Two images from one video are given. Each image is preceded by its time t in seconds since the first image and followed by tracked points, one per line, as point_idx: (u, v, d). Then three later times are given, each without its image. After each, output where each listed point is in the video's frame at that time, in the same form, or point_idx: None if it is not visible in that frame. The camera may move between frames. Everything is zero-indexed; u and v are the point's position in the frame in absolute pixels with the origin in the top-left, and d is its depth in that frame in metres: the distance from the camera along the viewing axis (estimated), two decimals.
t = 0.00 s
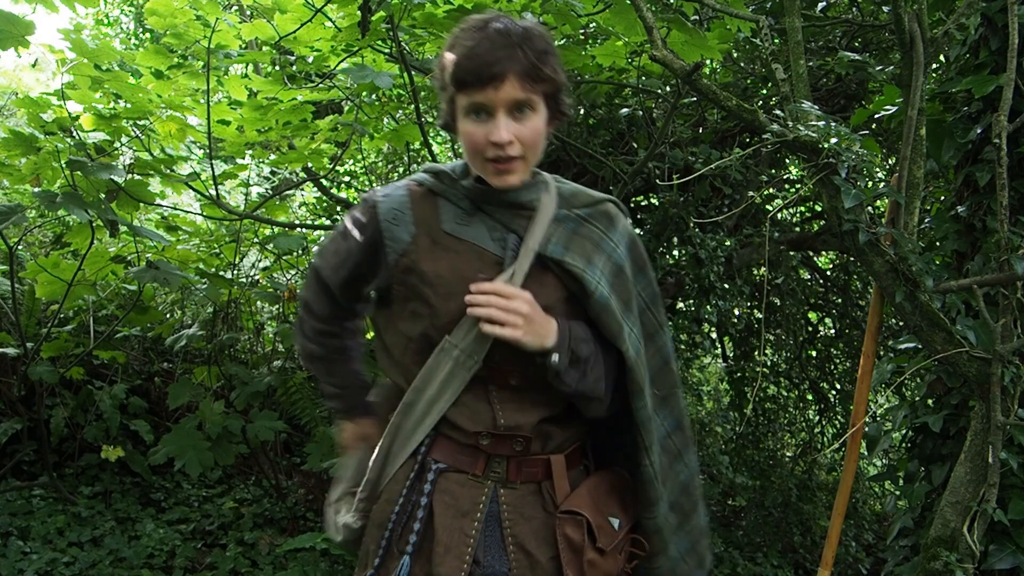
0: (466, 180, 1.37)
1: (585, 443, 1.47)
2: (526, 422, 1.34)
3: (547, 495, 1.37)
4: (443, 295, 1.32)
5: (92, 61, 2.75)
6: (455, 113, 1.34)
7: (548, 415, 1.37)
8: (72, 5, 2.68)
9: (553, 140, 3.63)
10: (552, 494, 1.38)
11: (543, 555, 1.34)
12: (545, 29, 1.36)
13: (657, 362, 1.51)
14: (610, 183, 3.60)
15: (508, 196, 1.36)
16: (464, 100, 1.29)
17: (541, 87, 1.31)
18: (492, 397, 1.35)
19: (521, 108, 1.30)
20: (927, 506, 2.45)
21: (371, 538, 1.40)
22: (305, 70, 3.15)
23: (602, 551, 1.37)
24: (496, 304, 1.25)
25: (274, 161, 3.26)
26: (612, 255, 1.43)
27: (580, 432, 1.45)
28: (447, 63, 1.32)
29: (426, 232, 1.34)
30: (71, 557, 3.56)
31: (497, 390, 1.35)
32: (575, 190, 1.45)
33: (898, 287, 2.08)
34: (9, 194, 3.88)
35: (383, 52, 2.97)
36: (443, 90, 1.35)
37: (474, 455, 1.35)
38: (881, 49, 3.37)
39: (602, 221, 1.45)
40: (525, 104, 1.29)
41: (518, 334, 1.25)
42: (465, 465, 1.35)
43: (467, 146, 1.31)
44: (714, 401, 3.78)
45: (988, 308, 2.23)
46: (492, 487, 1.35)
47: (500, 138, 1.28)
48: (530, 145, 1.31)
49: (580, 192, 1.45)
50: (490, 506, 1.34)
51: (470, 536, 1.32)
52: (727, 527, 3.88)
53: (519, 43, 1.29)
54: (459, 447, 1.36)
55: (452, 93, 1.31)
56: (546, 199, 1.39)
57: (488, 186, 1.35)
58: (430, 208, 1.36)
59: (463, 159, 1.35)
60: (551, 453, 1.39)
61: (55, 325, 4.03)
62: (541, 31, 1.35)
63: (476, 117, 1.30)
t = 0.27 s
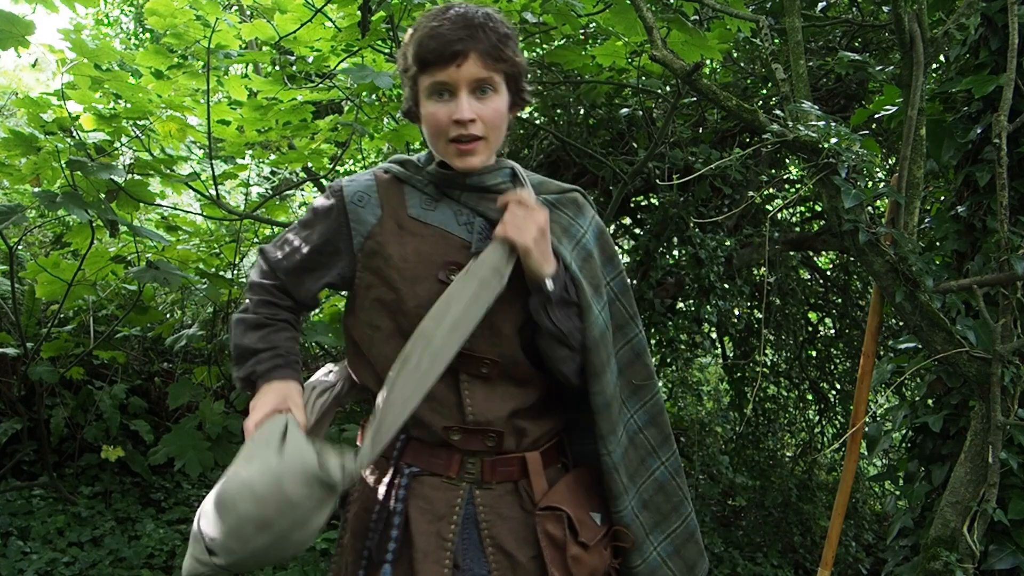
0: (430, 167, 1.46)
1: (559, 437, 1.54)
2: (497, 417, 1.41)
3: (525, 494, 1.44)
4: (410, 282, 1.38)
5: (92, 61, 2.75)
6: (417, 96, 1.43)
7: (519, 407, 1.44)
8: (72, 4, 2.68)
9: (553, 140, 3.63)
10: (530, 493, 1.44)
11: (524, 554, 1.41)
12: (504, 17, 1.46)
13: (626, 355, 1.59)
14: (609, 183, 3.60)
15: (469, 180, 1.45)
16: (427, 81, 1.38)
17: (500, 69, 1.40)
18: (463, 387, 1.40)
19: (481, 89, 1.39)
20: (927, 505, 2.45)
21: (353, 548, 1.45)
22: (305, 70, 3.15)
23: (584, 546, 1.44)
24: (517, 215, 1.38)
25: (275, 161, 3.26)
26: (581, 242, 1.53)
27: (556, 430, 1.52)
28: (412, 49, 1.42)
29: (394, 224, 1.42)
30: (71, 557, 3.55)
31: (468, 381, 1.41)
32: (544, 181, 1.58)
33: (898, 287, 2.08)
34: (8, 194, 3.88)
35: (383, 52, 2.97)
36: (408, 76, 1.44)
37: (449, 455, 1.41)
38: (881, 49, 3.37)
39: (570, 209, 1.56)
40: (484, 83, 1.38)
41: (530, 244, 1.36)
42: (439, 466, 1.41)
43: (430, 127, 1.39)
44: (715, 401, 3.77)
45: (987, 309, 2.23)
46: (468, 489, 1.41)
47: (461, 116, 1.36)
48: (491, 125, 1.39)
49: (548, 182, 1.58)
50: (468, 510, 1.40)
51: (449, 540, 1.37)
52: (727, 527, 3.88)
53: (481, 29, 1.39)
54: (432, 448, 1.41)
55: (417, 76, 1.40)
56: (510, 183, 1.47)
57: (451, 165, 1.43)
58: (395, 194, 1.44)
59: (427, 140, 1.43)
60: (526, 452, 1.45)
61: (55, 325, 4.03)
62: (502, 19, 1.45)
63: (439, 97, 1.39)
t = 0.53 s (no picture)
0: (421, 161, 1.45)
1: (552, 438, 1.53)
2: (487, 415, 1.39)
3: (513, 497, 1.43)
4: (403, 275, 1.36)
5: (92, 61, 2.75)
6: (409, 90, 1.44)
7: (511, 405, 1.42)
8: (72, 4, 2.67)
9: (553, 140, 3.63)
10: (518, 497, 1.43)
11: (511, 558, 1.41)
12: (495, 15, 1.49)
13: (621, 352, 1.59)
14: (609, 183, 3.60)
15: (461, 170, 1.44)
16: (418, 73, 1.40)
17: (491, 62, 1.42)
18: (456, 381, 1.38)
19: (473, 81, 1.40)
20: (927, 505, 2.45)
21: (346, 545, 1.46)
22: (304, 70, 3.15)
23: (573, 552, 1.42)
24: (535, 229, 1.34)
25: (275, 161, 3.26)
26: (573, 238, 1.54)
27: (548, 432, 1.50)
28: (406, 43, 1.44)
29: (386, 217, 1.39)
30: (71, 557, 3.56)
31: (460, 375, 1.38)
32: (534, 180, 1.57)
33: (898, 287, 2.08)
34: (8, 194, 3.88)
35: (383, 52, 2.97)
36: (401, 71, 1.46)
37: (439, 456, 1.39)
38: (881, 49, 3.37)
39: (561, 205, 1.56)
40: (476, 75, 1.40)
41: (541, 251, 1.34)
42: (427, 468, 1.39)
43: (421, 117, 1.40)
44: (715, 401, 3.77)
45: (987, 308, 2.23)
46: (457, 491, 1.40)
47: (452, 105, 1.37)
48: (482, 116, 1.40)
49: (537, 181, 1.57)
50: (453, 514, 1.40)
51: (436, 544, 1.38)
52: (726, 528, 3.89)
53: (473, 24, 1.42)
54: (420, 448, 1.39)
55: (409, 67, 1.42)
56: (501, 177, 1.47)
57: (441, 156, 1.43)
58: (387, 189, 1.42)
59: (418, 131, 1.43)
60: (516, 456, 1.44)
61: (55, 325, 4.03)
62: (494, 18, 1.48)
63: (430, 88, 1.40)
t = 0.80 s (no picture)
0: (416, 167, 1.42)
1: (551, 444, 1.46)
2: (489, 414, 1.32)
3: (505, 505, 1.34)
4: (405, 278, 1.32)
5: (92, 60, 2.75)
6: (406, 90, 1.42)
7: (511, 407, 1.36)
8: (72, 4, 2.67)
9: (553, 140, 3.63)
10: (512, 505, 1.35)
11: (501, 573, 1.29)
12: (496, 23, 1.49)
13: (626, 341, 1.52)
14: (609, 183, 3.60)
15: (456, 170, 1.40)
16: (416, 71, 1.38)
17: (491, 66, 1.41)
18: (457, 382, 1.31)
19: (470, 80, 1.38)
20: (927, 505, 2.45)
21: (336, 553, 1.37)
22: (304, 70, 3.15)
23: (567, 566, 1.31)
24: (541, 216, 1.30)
25: (275, 161, 3.26)
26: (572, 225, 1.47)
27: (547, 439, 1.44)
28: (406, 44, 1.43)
29: (384, 224, 1.36)
30: (71, 557, 3.55)
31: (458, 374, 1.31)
32: (525, 181, 1.53)
33: (898, 287, 2.08)
34: (9, 194, 3.88)
35: (383, 52, 2.97)
36: (398, 70, 1.44)
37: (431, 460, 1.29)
38: (881, 49, 3.37)
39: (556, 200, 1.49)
40: (475, 75, 1.38)
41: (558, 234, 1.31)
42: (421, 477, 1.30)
43: (417, 116, 1.38)
44: (715, 401, 3.77)
45: (987, 308, 2.23)
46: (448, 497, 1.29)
47: (449, 103, 1.35)
48: (479, 116, 1.38)
49: (529, 182, 1.53)
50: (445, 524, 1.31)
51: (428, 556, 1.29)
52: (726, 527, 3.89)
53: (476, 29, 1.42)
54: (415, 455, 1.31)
55: (406, 67, 1.40)
56: (496, 177, 1.44)
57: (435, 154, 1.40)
58: (383, 199, 1.39)
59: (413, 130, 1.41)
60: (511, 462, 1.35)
61: (55, 325, 4.03)
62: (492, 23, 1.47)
63: (427, 86, 1.38)
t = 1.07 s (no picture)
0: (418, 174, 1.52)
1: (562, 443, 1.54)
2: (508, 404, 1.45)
3: (527, 500, 1.44)
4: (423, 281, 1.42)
5: (92, 60, 2.75)
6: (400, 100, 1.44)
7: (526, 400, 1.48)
8: (71, 4, 2.67)
9: (553, 140, 3.63)
10: (532, 500, 1.44)
11: (524, 562, 1.41)
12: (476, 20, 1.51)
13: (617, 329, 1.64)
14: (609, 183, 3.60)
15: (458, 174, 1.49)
16: (410, 81, 1.41)
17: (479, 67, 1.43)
18: (477, 374, 1.44)
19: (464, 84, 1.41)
20: (927, 505, 2.45)
21: (358, 556, 1.48)
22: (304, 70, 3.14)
23: (585, 555, 1.43)
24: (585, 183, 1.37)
25: (274, 161, 3.26)
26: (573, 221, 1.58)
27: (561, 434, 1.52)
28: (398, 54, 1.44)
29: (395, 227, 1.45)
30: (71, 557, 3.56)
31: (480, 367, 1.44)
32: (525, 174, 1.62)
33: (898, 287, 2.08)
34: (8, 194, 3.88)
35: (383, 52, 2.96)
36: (390, 84, 1.47)
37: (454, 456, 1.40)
38: (881, 49, 3.37)
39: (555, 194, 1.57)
40: (467, 78, 1.40)
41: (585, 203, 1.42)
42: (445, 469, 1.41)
43: (413, 121, 1.39)
44: (715, 401, 3.77)
45: (987, 308, 2.23)
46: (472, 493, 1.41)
47: (445, 105, 1.36)
48: (476, 116, 1.38)
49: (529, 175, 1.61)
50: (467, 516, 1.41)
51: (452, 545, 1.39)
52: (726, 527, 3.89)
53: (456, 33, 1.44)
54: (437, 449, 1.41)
55: (400, 78, 1.43)
56: (496, 177, 1.56)
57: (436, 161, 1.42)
58: (390, 203, 1.48)
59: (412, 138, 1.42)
60: (529, 459, 1.45)
61: (55, 325, 4.03)
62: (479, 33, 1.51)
63: (422, 92, 1.40)
